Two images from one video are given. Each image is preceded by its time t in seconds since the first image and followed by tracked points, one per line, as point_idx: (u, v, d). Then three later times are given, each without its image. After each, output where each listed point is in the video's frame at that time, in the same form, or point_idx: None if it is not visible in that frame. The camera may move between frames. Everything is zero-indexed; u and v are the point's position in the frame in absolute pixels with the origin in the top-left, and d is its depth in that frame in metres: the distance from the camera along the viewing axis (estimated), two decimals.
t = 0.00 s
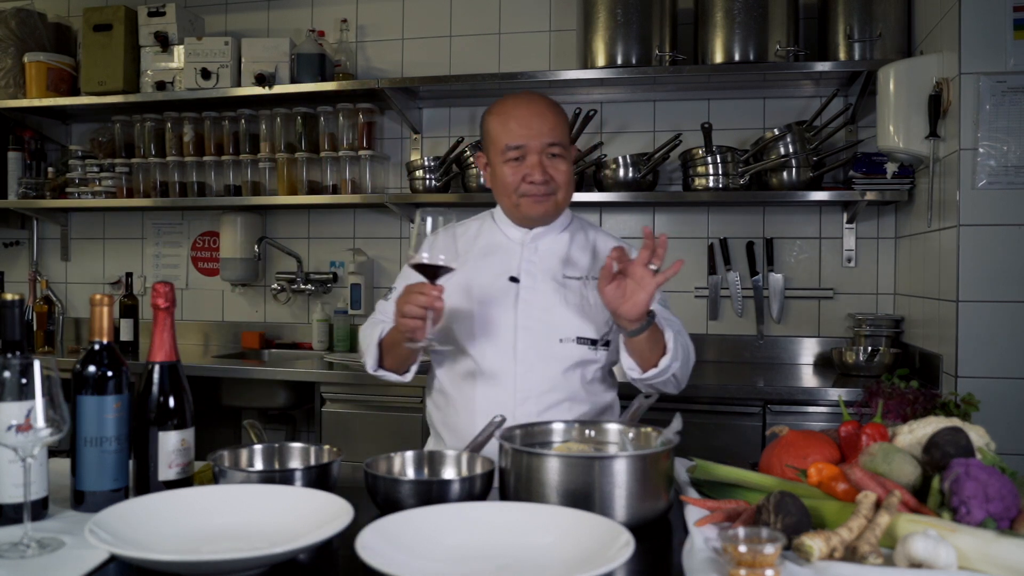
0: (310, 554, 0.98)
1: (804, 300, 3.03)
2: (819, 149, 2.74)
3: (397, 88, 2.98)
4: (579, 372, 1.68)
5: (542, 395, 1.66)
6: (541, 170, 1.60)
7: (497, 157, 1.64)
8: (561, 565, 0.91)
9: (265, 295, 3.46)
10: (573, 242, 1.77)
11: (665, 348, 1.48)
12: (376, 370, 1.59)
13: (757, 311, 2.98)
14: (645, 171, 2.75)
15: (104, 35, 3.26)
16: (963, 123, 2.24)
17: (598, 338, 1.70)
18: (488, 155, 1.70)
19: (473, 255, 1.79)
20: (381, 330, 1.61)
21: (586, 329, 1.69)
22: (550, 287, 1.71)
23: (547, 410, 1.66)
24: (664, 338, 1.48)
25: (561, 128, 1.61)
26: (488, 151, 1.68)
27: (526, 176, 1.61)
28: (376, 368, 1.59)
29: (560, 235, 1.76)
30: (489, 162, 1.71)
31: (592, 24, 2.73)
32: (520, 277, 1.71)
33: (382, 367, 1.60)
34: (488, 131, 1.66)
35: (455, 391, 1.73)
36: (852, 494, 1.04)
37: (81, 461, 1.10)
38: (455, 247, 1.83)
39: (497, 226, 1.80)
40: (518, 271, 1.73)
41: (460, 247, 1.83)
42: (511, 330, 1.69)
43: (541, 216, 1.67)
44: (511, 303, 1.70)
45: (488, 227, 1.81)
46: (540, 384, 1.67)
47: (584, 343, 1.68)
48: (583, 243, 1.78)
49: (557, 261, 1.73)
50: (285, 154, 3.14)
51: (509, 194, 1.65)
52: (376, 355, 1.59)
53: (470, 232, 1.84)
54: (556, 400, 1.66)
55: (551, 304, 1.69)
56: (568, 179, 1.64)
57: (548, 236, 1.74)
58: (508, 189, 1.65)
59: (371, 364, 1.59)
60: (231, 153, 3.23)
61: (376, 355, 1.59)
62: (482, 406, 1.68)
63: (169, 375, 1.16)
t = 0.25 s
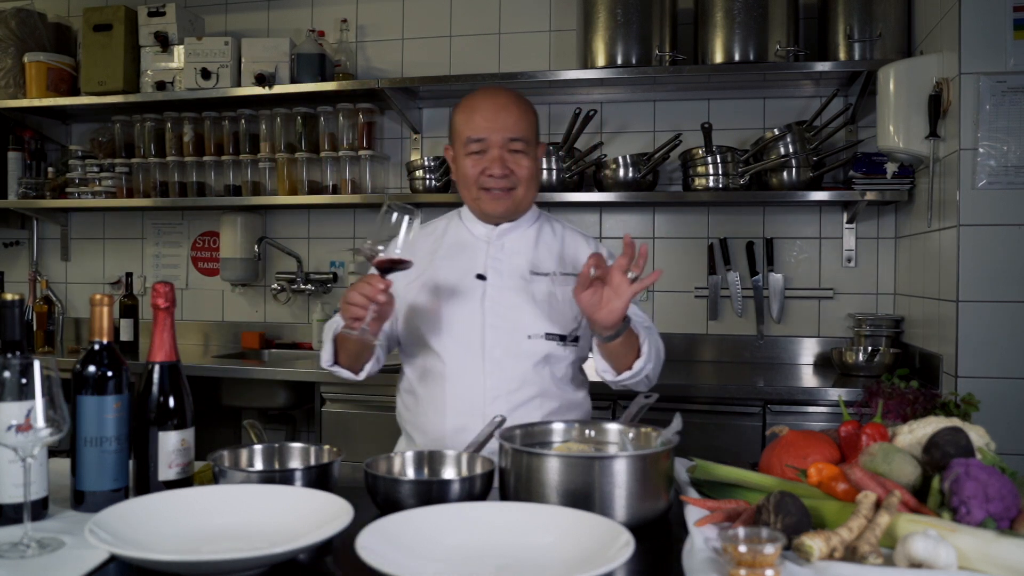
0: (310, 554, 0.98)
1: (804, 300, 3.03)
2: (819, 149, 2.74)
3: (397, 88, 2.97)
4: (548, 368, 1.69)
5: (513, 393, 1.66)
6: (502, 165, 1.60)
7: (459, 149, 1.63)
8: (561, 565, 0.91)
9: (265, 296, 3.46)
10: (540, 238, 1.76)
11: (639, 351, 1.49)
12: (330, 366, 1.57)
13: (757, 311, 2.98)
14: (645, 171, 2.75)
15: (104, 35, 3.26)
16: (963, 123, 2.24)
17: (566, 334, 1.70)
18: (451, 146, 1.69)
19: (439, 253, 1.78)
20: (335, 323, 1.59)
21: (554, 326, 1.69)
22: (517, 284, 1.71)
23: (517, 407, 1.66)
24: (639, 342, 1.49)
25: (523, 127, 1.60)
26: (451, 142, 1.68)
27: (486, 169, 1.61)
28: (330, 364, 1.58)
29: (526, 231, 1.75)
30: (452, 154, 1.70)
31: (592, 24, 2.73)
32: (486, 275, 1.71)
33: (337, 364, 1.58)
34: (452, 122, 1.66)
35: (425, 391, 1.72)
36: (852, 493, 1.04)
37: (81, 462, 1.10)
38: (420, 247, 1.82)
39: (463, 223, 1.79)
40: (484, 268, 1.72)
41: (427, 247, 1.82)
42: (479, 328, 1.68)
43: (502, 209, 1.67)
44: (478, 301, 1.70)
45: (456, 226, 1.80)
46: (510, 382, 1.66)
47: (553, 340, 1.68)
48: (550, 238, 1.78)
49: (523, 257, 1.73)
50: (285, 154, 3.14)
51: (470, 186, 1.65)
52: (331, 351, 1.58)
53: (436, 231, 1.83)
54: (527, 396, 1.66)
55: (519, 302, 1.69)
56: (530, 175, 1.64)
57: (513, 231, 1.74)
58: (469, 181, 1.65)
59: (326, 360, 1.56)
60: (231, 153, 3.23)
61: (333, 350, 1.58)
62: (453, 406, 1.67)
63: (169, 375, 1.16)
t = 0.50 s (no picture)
0: (310, 554, 0.98)
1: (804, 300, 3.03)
2: (819, 149, 2.74)
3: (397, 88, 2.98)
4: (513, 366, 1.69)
5: (479, 392, 1.67)
6: (426, 172, 1.57)
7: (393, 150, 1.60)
8: (561, 565, 0.91)
9: (264, 296, 3.46)
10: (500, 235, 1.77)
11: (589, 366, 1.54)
12: (285, 361, 1.58)
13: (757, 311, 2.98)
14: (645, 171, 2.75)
15: (104, 35, 3.26)
16: (963, 123, 2.24)
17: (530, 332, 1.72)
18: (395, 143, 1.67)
19: (400, 254, 1.77)
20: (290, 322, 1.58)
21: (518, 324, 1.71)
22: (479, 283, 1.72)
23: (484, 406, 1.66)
24: (585, 356, 1.53)
25: (467, 130, 1.59)
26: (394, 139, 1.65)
27: (413, 174, 1.58)
28: (285, 360, 1.58)
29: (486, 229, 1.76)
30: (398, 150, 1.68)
31: (592, 24, 2.73)
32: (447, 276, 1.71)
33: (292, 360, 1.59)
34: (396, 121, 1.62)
35: (390, 394, 1.71)
36: (852, 494, 1.04)
37: (81, 462, 1.10)
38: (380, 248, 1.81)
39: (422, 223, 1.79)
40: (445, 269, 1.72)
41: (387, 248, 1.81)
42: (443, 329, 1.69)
43: (432, 214, 1.65)
44: (440, 302, 1.70)
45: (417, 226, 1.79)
46: (476, 382, 1.67)
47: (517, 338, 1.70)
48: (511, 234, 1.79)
49: (485, 256, 1.73)
50: (285, 154, 3.14)
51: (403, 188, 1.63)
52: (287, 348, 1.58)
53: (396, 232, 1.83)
54: (493, 395, 1.67)
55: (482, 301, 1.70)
56: (459, 184, 1.61)
57: (473, 230, 1.74)
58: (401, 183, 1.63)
59: (281, 356, 1.57)
60: (231, 153, 3.23)
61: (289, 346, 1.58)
62: (419, 407, 1.67)
63: (170, 375, 1.16)
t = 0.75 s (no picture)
0: (310, 554, 0.97)
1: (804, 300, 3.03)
2: (819, 149, 2.73)
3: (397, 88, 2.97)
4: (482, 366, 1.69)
5: (449, 394, 1.66)
6: (376, 171, 1.56)
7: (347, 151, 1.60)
8: (562, 565, 0.91)
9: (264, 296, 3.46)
10: (461, 234, 1.76)
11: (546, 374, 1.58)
12: (240, 351, 1.48)
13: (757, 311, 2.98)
14: (645, 171, 2.74)
15: (103, 35, 3.26)
16: (963, 123, 2.24)
17: (498, 330, 1.73)
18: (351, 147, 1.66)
19: (361, 258, 1.76)
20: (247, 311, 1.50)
21: (486, 323, 1.71)
22: (443, 284, 1.71)
23: (456, 408, 1.66)
24: (541, 364, 1.57)
25: (419, 129, 1.58)
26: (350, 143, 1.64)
27: (364, 173, 1.57)
28: (239, 351, 1.48)
29: (447, 229, 1.75)
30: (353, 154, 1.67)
31: (593, 24, 2.72)
32: (410, 279, 1.70)
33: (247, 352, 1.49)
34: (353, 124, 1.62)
35: (362, 400, 1.70)
36: (853, 494, 1.04)
37: (81, 462, 1.10)
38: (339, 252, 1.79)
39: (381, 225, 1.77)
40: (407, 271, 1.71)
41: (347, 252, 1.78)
42: (409, 333, 1.68)
43: (384, 215, 1.63)
44: (405, 305, 1.69)
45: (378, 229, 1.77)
46: (447, 384, 1.66)
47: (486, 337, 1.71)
48: (473, 232, 1.78)
49: (447, 256, 1.72)
50: (285, 154, 3.14)
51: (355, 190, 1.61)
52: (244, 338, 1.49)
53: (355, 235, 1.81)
54: (465, 397, 1.66)
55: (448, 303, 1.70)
56: (411, 184, 1.59)
57: (433, 230, 1.73)
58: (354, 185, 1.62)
59: (236, 346, 1.47)
60: (231, 153, 3.23)
61: (246, 336, 1.48)
62: (391, 412, 1.66)
63: (169, 375, 1.15)
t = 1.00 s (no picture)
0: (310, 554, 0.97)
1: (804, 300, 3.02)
2: (819, 149, 2.73)
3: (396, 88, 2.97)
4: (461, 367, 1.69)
5: (428, 395, 1.66)
6: (350, 164, 1.56)
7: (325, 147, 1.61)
8: (562, 565, 0.91)
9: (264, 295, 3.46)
10: (438, 234, 1.76)
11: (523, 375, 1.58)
12: (203, 317, 1.44)
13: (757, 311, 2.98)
14: (645, 171, 2.74)
15: (103, 34, 3.26)
16: (963, 124, 2.24)
17: (476, 330, 1.73)
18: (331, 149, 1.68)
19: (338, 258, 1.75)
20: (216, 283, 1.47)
21: (464, 323, 1.71)
22: (421, 284, 1.71)
23: (434, 409, 1.66)
24: (518, 365, 1.57)
25: (398, 128, 1.60)
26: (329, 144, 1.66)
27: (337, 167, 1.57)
28: (202, 317, 1.44)
29: (425, 230, 1.75)
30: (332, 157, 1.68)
31: (592, 24, 2.72)
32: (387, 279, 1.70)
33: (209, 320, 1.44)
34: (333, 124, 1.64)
35: (340, 401, 1.70)
36: (853, 494, 1.04)
37: (81, 462, 1.10)
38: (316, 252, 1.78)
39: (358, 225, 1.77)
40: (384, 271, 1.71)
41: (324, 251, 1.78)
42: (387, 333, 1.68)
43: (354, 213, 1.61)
44: (382, 305, 1.69)
45: (353, 230, 1.77)
46: (425, 385, 1.66)
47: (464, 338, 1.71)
48: (450, 232, 1.79)
49: (425, 257, 1.73)
50: (285, 154, 3.14)
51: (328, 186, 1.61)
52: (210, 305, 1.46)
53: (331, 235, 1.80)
54: (443, 397, 1.66)
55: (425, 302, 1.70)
56: (383, 180, 1.59)
57: (409, 230, 1.73)
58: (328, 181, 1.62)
59: (201, 311, 1.43)
60: (231, 153, 3.22)
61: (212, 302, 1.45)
62: (369, 413, 1.66)
63: (169, 375, 1.15)
